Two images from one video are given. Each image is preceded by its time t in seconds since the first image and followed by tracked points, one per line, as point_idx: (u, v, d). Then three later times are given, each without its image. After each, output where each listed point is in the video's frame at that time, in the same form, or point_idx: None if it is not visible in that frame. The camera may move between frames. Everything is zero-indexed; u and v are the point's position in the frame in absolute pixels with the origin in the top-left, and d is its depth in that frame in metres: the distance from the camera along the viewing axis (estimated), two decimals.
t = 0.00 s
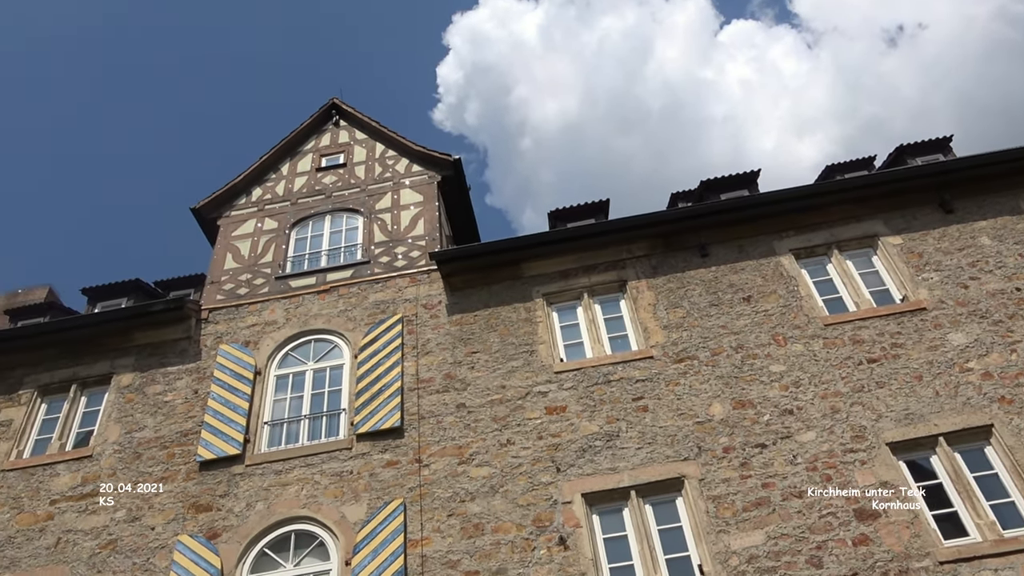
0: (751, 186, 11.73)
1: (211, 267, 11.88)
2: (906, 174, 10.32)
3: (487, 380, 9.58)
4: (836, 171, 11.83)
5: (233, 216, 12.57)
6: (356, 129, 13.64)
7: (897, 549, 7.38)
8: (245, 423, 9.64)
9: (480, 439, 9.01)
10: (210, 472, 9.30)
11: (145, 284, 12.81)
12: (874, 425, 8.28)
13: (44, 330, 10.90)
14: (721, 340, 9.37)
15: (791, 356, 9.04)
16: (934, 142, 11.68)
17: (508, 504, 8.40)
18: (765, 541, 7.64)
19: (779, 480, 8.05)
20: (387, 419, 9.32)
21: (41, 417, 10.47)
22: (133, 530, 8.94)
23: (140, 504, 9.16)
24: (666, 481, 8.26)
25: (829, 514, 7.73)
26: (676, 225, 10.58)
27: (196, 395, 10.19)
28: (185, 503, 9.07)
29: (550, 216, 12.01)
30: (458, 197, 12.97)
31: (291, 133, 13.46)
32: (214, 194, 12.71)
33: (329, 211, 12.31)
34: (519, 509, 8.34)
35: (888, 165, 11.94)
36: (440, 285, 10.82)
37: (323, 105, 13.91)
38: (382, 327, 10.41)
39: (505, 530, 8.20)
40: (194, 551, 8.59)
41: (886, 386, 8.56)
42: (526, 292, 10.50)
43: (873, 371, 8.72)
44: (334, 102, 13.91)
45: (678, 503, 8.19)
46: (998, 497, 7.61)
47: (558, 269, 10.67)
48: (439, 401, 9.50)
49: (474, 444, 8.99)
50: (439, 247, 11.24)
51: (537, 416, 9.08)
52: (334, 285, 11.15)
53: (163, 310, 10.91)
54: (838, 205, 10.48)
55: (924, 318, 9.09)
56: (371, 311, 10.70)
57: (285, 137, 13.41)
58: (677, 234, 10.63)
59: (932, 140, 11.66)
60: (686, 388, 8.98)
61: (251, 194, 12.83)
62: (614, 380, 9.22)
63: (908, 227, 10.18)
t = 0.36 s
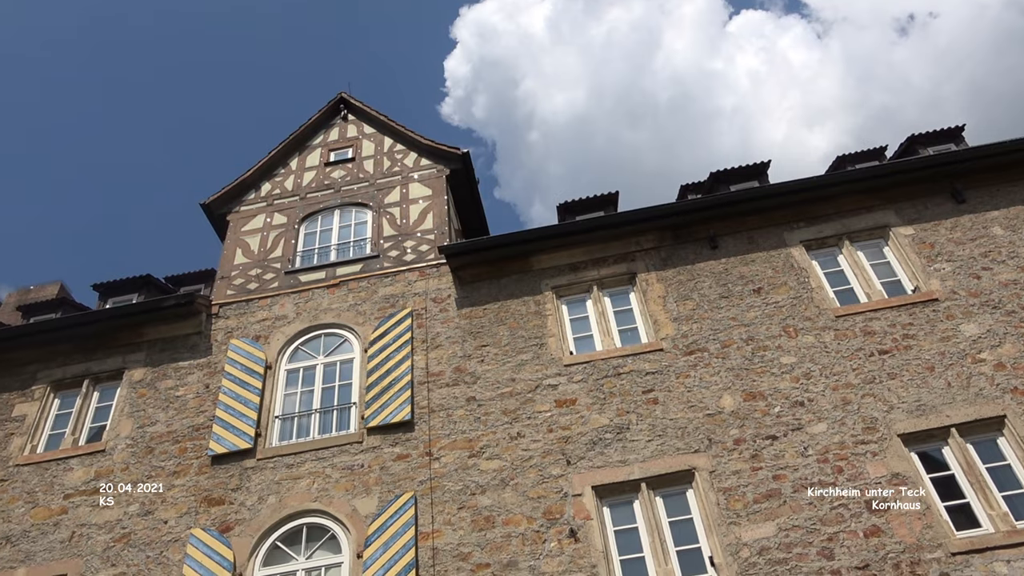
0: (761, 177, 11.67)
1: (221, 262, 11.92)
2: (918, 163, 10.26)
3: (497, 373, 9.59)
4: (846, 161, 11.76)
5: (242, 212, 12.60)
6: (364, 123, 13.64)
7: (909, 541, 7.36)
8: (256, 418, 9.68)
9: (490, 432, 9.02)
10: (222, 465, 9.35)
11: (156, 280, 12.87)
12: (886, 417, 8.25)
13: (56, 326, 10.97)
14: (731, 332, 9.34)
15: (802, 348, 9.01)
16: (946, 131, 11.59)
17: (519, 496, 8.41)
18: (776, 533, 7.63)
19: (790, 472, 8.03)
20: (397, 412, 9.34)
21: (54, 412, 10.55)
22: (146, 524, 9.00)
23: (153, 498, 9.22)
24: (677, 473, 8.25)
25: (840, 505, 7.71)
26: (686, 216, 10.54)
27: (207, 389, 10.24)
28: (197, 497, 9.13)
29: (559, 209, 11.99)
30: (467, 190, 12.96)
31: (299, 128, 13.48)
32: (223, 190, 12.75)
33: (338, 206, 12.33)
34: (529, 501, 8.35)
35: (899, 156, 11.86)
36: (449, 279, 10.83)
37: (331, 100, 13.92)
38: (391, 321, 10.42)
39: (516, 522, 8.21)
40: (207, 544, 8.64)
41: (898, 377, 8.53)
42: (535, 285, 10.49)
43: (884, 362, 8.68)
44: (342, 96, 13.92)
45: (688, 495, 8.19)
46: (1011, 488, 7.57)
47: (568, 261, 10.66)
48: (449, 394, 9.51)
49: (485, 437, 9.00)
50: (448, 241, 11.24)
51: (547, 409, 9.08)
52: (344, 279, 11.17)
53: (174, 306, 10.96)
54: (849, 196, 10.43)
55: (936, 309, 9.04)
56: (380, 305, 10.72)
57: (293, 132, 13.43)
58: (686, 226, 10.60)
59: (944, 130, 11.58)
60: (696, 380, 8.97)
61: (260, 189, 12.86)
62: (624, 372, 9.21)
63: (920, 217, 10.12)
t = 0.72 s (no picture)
0: (767, 166, 11.63)
1: (227, 254, 11.94)
2: (925, 152, 10.19)
3: (503, 364, 9.60)
4: (853, 150, 11.71)
5: (247, 203, 12.61)
6: (369, 114, 13.62)
7: (915, 530, 7.36)
8: (263, 409, 9.71)
9: (496, 423, 9.04)
10: (229, 456, 9.39)
11: (162, 272, 12.90)
12: (892, 406, 8.23)
13: (63, 318, 11.01)
14: (737, 322, 9.32)
15: (808, 337, 8.99)
16: (954, 119, 11.52)
17: (525, 486, 8.43)
18: (782, 522, 7.64)
19: (796, 461, 8.03)
20: (403, 403, 9.36)
21: (62, 404, 10.60)
22: (154, 515, 9.06)
23: (161, 489, 9.27)
24: (682, 463, 8.25)
25: (847, 494, 7.71)
26: (691, 206, 10.51)
27: (214, 380, 10.28)
28: (205, 488, 9.18)
29: (564, 199, 11.97)
30: (471, 181, 12.94)
31: (303, 119, 13.47)
32: (228, 181, 12.75)
33: (343, 197, 12.33)
34: (536, 491, 8.37)
35: (906, 144, 11.79)
36: (454, 270, 10.83)
37: (335, 90, 13.89)
38: (397, 312, 10.43)
39: (522, 512, 8.24)
40: (215, 534, 8.69)
41: (904, 367, 8.51)
42: (541, 276, 10.48)
43: (891, 351, 8.67)
44: (347, 87, 13.89)
45: (694, 484, 8.20)
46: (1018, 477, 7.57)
47: (573, 252, 10.64)
48: (454, 384, 9.53)
49: (490, 427, 9.02)
50: (453, 232, 11.23)
51: (553, 399, 9.09)
52: (349, 270, 11.18)
53: (181, 297, 10.98)
54: (855, 184, 10.38)
55: (943, 298, 9.01)
56: (386, 296, 10.72)
57: (298, 123, 13.41)
58: (692, 216, 10.57)
59: (952, 118, 11.51)
60: (702, 370, 8.96)
61: (265, 180, 12.86)
62: (629, 362, 9.21)
63: (927, 206, 10.08)
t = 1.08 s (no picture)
0: (769, 153, 11.57)
1: (228, 242, 11.93)
2: (928, 138, 10.14)
3: (504, 351, 9.59)
4: (855, 136, 11.65)
5: (249, 191, 12.60)
6: (370, 102, 13.57)
7: (916, 517, 7.37)
8: (264, 396, 9.73)
9: (497, 410, 9.05)
10: (231, 444, 9.42)
11: (163, 259, 12.90)
12: (893, 393, 8.22)
13: (65, 306, 11.02)
14: (739, 310, 9.30)
15: (809, 325, 8.97)
16: (956, 105, 11.45)
17: (526, 474, 8.45)
18: (782, 510, 7.65)
19: (797, 449, 8.03)
20: (403, 390, 9.37)
21: (65, 391, 10.63)
22: (156, 501, 9.09)
23: (163, 475, 9.30)
24: (683, 450, 8.26)
25: (847, 482, 7.71)
26: (692, 194, 10.47)
27: (216, 368, 10.30)
28: (207, 475, 9.21)
29: (564, 186, 11.93)
30: (472, 168, 12.91)
31: (304, 106, 13.42)
32: (229, 169, 12.72)
33: (344, 184, 12.30)
34: (536, 478, 8.38)
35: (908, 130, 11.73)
36: (455, 257, 10.81)
37: (336, 78, 13.84)
38: (397, 299, 10.43)
39: (523, 499, 8.25)
40: (217, 521, 8.72)
41: (905, 354, 8.49)
42: (541, 264, 10.46)
43: (892, 339, 8.65)
44: (347, 74, 13.83)
45: (695, 471, 8.20)
46: (1019, 465, 7.56)
47: (573, 239, 10.61)
48: (455, 372, 9.53)
49: (491, 414, 9.03)
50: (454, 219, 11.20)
51: (553, 387, 9.09)
52: (350, 258, 11.17)
53: (182, 285, 10.99)
54: (857, 171, 10.32)
55: (945, 285, 8.98)
56: (387, 284, 10.72)
57: (299, 110, 13.37)
58: (693, 203, 10.53)
59: (954, 104, 11.44)
60: (703, 357, 8.95)
61: (266, 167, 12.83)
62: (630, 350, 9.21)
63: (929, 193, 10.03)
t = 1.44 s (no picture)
0: (768, 138, 11.56)
1: (224, 225, 11.90)
2: (926, 123, 10.14)
3: (501, 335, 9.60)
4: (853, 121, 11.64)
5: (245, 174, 12.55)
6: (367, 85, 13.50)
7: (910, 500, 7.41)
8: (260, 379, 9.73)
9: (494, 393, 9.06)
10: (227, 427, 9.42)
11: (159, 243, 12.86)
12: (889, 378, 8.25)
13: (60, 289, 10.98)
14: (736, 294, 9.31)
15: (806, 309, 8.98)
16: (955, 90, 11.45)
17: (522, 457, 8.46)
18: (777, 493, 7.68)
19: (793, 432, 8.05)
20: (400, 373, 9.37)
21: (60, 374, 10.60)
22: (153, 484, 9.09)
23: (159, 458, 9.30)
24: (679, 434, 8.28)
25: (842, 465, 7.75)
26: (690, 178, 10.46)
27: (212, 351, 10.28)
28: (203, 458, 9.21)
29: (562, 170, 11.91)
30: (470, 152, 12.86)
31: (301, 89, 13.35)
32: (225, 152, 12.66)
33: (341, 167, 12.26)
34: (533, 461, 8.40)
35: (907, 115, 11.72)
36: (452, 241, 10.79)
37: (333, 61, 13.76)
38: (394, 283, 10.41)
39: (519, 482, 8.28)
40: (213, 504, 8.73)
41: (902, 338, 8.51)
42: (539, 248, 10.45)
43: (889, 323, 8.67)
44: (344, 58, 13.75)
45: (691, 455, 8.23)
46: (1013, 448, 7.60)
47: (571, 224, 10.60)
48: (452, 355, 9.53)
49: (488, 398, 9.04)
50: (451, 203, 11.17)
51: (550, 370, 9.10)
52: (347, 242, 11.14)
53: (178, 268, 10.95)
54: (855, 156, 10.32)
55: (942, 271, 8.99)
56: (384, 268, 10.70)
57: (296, 94, 13.30)
58: (691, 188, 10.52)
59: (953, 89, 11.44)
60: (700, 341, 8.97)
61: (263, 151, 12.78)
62: (627, 334, 9.21)
63: (927, 178, 10.04)
